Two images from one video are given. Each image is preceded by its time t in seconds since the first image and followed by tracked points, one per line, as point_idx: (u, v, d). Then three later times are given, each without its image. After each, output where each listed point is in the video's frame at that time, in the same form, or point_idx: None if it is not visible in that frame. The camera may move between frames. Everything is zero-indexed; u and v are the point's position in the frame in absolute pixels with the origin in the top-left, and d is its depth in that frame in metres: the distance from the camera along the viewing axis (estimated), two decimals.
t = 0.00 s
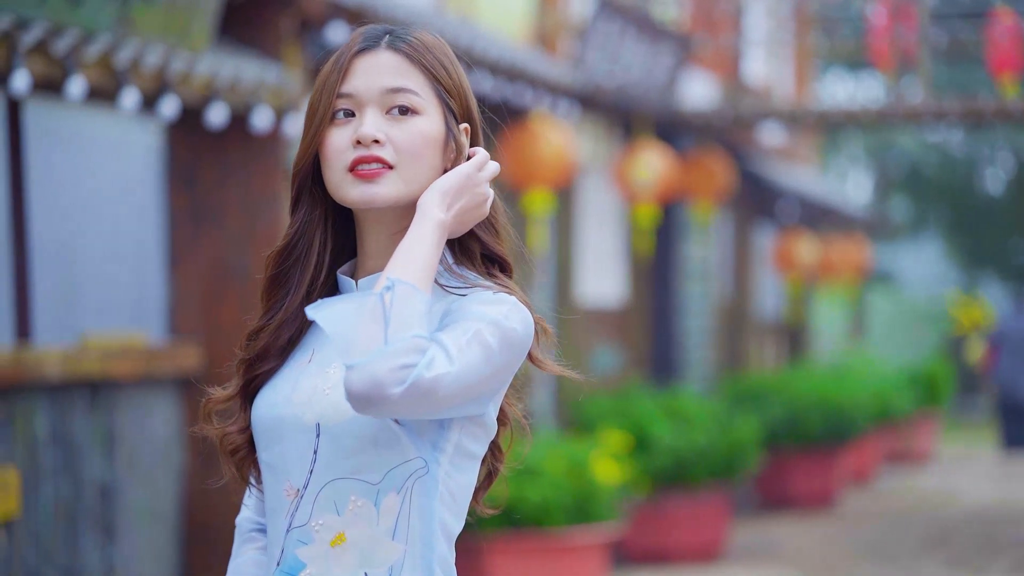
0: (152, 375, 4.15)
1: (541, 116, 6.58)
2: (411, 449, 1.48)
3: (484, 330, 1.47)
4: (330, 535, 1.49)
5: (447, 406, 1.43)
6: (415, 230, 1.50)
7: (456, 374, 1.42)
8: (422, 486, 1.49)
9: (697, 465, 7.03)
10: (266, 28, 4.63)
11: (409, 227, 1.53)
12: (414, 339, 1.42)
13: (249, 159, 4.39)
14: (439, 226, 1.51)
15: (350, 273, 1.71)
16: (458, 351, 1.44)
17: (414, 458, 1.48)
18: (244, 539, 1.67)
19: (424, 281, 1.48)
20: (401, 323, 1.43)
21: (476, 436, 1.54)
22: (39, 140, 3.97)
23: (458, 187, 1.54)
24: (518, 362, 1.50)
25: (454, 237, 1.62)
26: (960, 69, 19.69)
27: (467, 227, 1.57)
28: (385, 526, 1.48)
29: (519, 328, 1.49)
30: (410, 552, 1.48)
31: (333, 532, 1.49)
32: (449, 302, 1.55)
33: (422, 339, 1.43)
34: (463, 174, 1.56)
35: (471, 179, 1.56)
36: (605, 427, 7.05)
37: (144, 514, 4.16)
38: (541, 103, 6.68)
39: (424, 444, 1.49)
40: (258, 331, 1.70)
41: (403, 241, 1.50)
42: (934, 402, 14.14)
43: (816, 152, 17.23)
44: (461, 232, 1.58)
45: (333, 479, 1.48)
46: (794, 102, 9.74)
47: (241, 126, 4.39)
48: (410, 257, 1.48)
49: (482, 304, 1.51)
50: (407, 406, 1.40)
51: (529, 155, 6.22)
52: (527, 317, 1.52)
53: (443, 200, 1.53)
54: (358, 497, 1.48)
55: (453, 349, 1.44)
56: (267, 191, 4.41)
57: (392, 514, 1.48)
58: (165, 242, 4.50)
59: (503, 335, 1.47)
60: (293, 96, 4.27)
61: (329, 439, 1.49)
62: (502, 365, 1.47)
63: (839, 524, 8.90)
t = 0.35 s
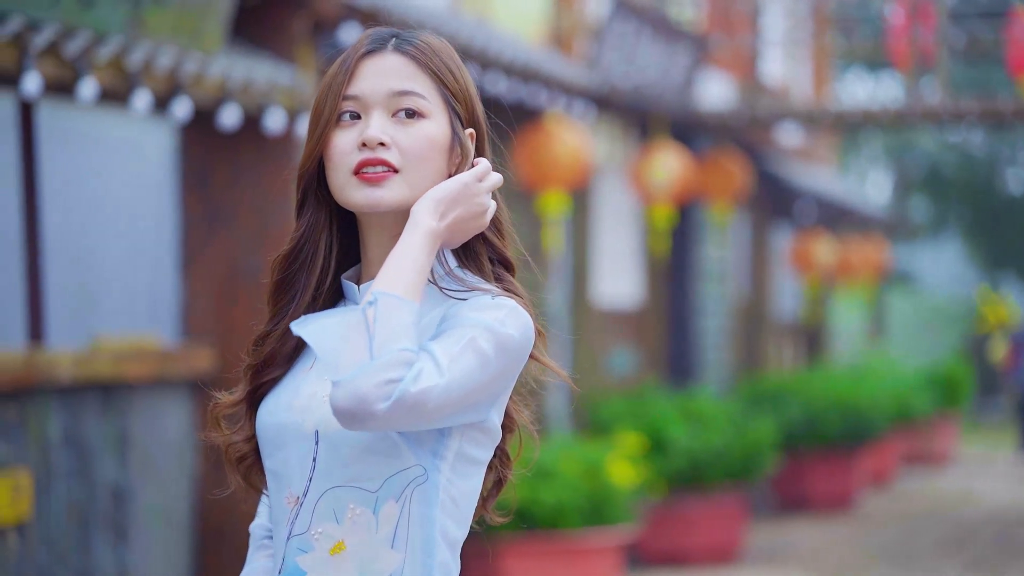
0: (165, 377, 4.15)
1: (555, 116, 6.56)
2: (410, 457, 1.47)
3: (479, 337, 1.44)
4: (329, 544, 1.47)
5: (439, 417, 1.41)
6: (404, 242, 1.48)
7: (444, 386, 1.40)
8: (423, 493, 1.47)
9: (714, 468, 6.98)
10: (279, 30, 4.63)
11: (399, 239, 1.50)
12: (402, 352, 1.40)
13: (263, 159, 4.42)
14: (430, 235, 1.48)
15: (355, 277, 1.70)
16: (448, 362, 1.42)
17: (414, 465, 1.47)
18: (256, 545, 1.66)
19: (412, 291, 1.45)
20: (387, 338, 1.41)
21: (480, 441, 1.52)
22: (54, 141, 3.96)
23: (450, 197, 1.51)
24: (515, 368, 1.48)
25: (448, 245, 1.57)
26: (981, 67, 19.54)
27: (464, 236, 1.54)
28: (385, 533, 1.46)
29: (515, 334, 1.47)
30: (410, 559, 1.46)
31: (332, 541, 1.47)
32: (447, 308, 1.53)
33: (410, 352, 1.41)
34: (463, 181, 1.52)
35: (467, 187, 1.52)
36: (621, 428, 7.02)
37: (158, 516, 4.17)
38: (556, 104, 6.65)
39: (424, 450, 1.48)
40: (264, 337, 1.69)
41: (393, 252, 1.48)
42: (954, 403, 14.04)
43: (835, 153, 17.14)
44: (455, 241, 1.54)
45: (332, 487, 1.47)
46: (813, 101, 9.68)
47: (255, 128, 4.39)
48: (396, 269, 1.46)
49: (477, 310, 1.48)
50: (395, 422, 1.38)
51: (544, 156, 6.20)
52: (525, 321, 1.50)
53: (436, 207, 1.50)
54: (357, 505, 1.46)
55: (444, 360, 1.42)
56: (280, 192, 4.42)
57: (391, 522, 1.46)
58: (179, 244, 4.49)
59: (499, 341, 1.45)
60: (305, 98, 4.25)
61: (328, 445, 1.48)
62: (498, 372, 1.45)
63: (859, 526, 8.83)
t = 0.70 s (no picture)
0: (175, 377, 4.14)
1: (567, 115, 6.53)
2: (404, 462, 1.45)
3: (466, 344, 1.42)
4: (324, 549, 1.46)
5: (426, 426, 1.39)
6: (387, 252, 1.45)
7: (427, 398, 1.37)
8: (417, 498, 1.45)
9: (727, 468, 6.95)
10: (289, 30, 4.62)
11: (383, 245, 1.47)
12: (383, 363, 1.37)
13: (274, 158, 4.40)
14: (416, 244, 1.46)
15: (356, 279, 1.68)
16: (433, 371, 1.39)
17: (408, 470, 1.45)
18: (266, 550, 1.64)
19: (391, 303, 1.42)
20: (367, 348, 1.38)
21: (477, 445, 1.50)
22: (66, 139, 3.98)
23: (439, 205, 1.47)
24: (507, 371, 1.46)
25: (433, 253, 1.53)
26: (997, 66, 19.42)
27: (455, 242, 1.51)
28: (379, 538, 1.45)
29: (506, 338, 1.45)
30: (404, 565, 1.44)
31: (327, 545, 1.46)
32: (440, 314, 1.51)
33: (391, 363, 1.38)
34: (457, 188, 1.49)
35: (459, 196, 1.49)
36: (633, 429, 7.00)
37: (168, 517, 4.16)
38: (567, 104, 6.62)
39: (418, 454, 1.46)
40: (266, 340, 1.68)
41: (376, 259, 1.45)
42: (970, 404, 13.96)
43: (850, 152, 17.06)
44: (443, 249, 1.51)
45: (326, 491, 1.46)
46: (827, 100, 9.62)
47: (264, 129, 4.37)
48: (378, 279, 1.43)
49: (466, 316, 1.46)
50: (375, 435, 1.36)
51: (555, 156, 6.17)
52: (518, 325, 1.48)
53: (421, 215, 1.47)
54: (350, 510, 1.45)
55: (429, 369, 1.39)
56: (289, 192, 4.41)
57: (384, 528, 1.45)
58: (190, 246, 4.49)
59: (487, 347, 1.43)
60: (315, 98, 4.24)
61: (322, 450, 1.46)
62: (487, 378, 1.43)
63: (874, 527, 8.78)
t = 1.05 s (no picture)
0: (184, 378, 4.13)
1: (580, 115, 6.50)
2: (393, 466, 1.44)
3: (444, 349, 1.39)
4: (315, 553, 1.45)
5: (401, 434, 1.36)
6: (356, 262, 1.42)
7: (396, 408, 1.34)
8: (406, 502, 1.43)
9: (740, 469, 6.92)
10: (300, 31, 4.61)
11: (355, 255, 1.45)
12: (346, 376, 1.34)
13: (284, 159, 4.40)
14: (386, 251, 1.43)
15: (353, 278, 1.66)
16: (405, 378, 1.37)
17: (397, 474, 1.44)
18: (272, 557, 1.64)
19: (358, 314, 1.39)
20: (329, 361, 1.35)
21: (471, 448, 1.47)
22: (78, 141, 3.98)
23: (413, 209, 1.44)
24: (494, 373, 1.43)
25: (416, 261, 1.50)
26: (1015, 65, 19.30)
27: (435, 247, 1.47)
28: (368, 542, 1.43)
29: (488, 340, 1.42)
30: (394, 569, 1.43)
31: (317, 550, 1.45)
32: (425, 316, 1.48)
33: (356, 376, 1.35)
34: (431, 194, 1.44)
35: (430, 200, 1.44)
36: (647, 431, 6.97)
37: (178, 518, 4.17)
38: (580, 103, 6.59)
39: (408, 459, 1.44)
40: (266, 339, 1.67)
41: (346, 270, 1.42)
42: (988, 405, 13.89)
43: (866, 151, 16.99)
44: (423, 254, 1.47)
45: (316, 496, 1.45)
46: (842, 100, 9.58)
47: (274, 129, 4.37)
48: (342, 292, 1.40)
49: (446, 319, 1.43)
50: (342, 448, 1.33)
51: (568, 156, 6.14)
52: (503, 325, 1.45)
53: (393, 220, 1.44)
54: (339, 514, 1.44)
55: (399, 377, 1.36)
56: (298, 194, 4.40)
57: (374, 532, 1.43)
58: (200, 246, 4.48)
59: (467, 350, 1.40)
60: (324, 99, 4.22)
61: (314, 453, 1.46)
62: (469, 381, 1.40)
63: (889, 529, 8.74)
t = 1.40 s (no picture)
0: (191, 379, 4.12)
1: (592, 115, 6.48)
2: (384, 467, 1.42)
3: (420, 356, 1.36)
4: (307, 555, 1.44)
5: (373, 446, 1.33)
6: (328, 274, 1.40)
7: (365, 421, 1.32)
8: (396, 505, 1.41)
9: (752, 469, 6.89)
10: (309, 31, 4.60)
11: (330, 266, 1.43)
12: (308, 395, 1.32)
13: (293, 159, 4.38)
14: (356, 259, 1.41)
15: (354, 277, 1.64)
16: (376, 389, 1.34)
17: (387, 476, 1.42)
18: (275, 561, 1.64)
19: (323, 329, 1.36)
20: (289, 378, 1.33)
21: (466, 449, 1.45)
22: (87, 141, 3.97)
23: (388, 214, 1.41)
24: (484, 373, 1.40)
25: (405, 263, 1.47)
26: None
27: (417, 249, 1.44)
28: (358, 545, 1.42)
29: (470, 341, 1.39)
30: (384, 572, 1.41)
31: (309, 552, 1.43)
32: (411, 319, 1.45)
33: (321, 394, 1.33)
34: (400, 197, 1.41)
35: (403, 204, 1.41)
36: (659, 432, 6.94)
37: (186, 519, 4.16)
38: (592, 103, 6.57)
39: (398, 461, 1.42)
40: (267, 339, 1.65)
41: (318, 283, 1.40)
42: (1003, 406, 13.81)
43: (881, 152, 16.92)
44: (405, 257, 1.44)
45: (308, 497, 1.45)
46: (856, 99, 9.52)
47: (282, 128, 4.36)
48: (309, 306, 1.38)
49: (427, 324, 1.40)
50: (305, 466, 1.31)
51: (579, 156, 6.12)
52: (490, 324, 1.41)
53: (368, 226, 1.41)
54: (329, 516, 1.43)
55: (368, 389, 1.34)
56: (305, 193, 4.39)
57: (364, 535, 1.42)
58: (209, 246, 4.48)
59: (447, 355, 1.37)
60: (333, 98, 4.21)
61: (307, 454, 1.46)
62: (448, 386, 1.37)
63: (903, 530, 8.68)
